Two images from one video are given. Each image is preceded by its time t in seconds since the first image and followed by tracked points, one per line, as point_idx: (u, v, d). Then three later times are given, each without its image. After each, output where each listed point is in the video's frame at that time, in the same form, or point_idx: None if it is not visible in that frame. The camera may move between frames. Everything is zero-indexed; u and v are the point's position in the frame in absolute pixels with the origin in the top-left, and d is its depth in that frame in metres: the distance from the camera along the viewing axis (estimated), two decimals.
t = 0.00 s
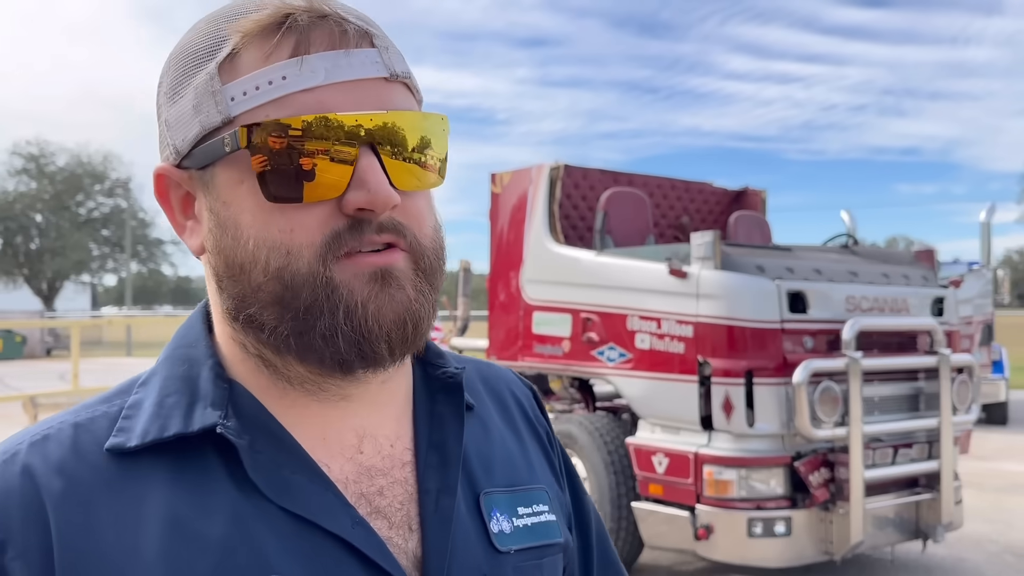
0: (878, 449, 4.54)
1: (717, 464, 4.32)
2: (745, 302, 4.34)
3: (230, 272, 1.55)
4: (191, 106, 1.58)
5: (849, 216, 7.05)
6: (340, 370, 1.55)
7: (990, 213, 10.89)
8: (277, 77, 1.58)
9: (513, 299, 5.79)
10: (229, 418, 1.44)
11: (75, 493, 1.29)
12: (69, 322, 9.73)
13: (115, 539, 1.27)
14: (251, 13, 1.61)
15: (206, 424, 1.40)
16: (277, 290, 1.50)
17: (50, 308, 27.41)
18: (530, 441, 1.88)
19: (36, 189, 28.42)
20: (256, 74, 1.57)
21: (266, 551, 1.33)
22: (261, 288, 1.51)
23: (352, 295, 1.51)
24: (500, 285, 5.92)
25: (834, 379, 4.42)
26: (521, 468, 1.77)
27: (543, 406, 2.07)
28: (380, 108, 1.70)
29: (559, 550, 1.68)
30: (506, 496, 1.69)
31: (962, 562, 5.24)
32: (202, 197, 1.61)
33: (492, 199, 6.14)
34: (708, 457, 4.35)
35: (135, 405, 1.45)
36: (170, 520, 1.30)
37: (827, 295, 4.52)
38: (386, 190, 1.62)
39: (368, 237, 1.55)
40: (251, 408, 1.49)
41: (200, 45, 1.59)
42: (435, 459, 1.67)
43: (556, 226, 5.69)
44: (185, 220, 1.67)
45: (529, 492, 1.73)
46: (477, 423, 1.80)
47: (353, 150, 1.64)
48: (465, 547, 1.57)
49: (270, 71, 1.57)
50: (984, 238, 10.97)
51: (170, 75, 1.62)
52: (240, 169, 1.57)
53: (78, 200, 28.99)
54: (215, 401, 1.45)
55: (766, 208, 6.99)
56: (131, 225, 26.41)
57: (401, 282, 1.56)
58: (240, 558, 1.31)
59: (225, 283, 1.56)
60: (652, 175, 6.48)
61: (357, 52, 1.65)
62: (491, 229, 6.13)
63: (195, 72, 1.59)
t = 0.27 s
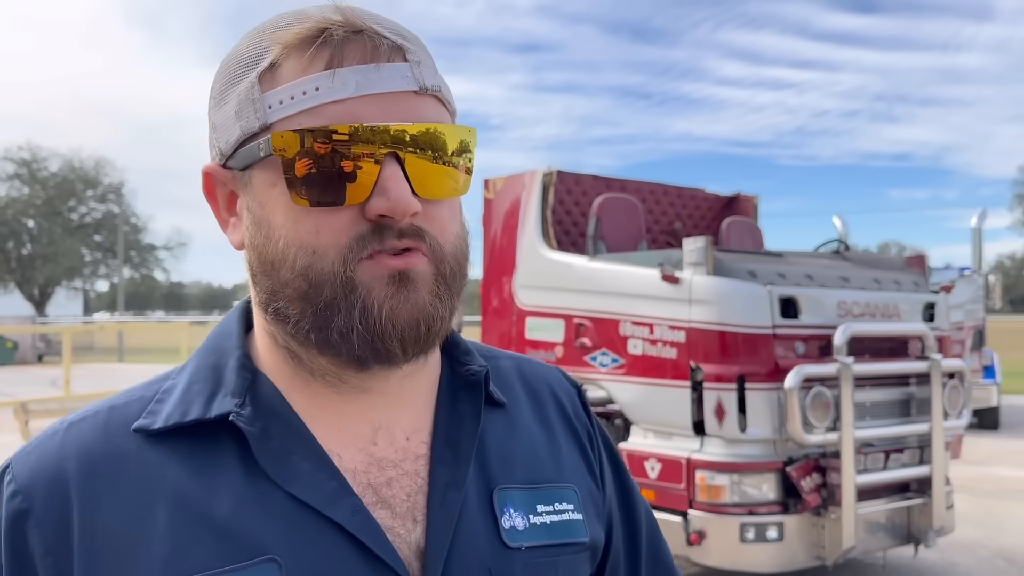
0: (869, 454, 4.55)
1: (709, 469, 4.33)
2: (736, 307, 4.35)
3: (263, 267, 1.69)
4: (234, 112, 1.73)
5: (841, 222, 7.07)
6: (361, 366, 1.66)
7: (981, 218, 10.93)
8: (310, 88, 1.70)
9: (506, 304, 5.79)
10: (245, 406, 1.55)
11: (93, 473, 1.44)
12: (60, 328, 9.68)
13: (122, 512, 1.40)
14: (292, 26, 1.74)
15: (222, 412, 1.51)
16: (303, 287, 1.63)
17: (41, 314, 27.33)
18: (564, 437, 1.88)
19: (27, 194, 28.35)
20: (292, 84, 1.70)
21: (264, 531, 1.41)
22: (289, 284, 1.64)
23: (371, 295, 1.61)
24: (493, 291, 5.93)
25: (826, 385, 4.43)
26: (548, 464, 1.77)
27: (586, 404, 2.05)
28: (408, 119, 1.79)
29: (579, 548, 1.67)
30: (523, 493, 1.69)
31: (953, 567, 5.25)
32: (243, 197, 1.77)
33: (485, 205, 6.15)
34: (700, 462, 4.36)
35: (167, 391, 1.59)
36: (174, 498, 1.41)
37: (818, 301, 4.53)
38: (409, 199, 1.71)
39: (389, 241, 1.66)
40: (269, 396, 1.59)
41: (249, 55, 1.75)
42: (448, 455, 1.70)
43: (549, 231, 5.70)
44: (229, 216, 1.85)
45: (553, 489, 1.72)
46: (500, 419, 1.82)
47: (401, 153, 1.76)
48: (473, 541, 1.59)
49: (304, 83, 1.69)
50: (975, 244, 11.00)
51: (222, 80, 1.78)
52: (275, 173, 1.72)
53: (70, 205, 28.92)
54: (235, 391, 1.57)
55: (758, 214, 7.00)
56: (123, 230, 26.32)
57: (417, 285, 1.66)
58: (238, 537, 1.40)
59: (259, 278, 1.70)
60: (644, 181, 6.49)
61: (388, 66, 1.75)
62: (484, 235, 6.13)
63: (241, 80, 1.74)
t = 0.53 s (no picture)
0: (862, 458, 4.56)
1: (703, 473, 4.34)
2: (729, 312, 4.36)
3: (264, 280, 1.79)
4: (235, 138, 1.88)
5: (834, 227, 7.09)
6: (353, 374, 1.74)
7: (974, 223, 10.96)
8: (292, 111, 1.80)
9: (500, 309, 5.79)
10: (262, 410, 1.70)
11: (125, 467, 1.60)
12: (53, 332, 9.62)
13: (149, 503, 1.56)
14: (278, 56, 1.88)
15: (239, 415, 1.66)
16: (296, 299, 1.72)
17: (34, 319, 27.23)
18: (583, 442, 1.89)
19: (20, 199, 28.25)
20: (277, 108, 1.81)
21: (274, 525, 1.54)
22: (285, 296, 1.74)
23: (354, 306, 1.69)
24: (487, 296, 5.93)
25: (819, 389, 4.44)
26: (563, 469, 1.78)
27: (611, 410, 2.05)
28: (386, 132, 1.85)
29: (589, 553, 1.68)
30: (532, 498, 1.72)
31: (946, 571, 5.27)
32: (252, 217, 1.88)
33: (479, 210, 6.17)
34: (694, 466, 4.36)
35: (196, 395, 1.75)
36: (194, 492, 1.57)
37: (811, 305, 4.55)
38: (385, 207, 1.77)
39: (371, 252, 1.72)
40: (288, 401, 1.74)
41: (246, 86, 1.89)
42: (455, 457, 1.74)
43: (542, 236, 5.71)
44: (247, 234, 1.96)
45: (565, 495, 1.74)
46: (513, 423, 1.85)
47: (418, 172, 1.82)
48: (475, 543, 1.63)
49: (286, 105, 1.80)
50: (968, 248, 11.03)
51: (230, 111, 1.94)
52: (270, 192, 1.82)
53: (63, 210, 28.87)
54: (254, 395, 1.72)
55: (752, 219, 7.02)
56: (117, 235, 26.22)
57: (401, 297, 1.72)
58: (248, 528, 1.53)
59: (263, 289, 1.80)
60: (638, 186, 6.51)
61: (362, 83, 1.82)
62: (478, 239, 6.14)
63: (239, 108, 1.88)
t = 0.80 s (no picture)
0: (857, 461, 4.58)
1: (698, 477, 4.35)
2: (725, 316, 4.37)
3: (277, 277, 1.83)
4: (251, 143, 1.91)
5: (829, 231, 7.11)
6: (356, 375, 1.76)
7: (969, 228, 10.99)
8: (303, 116, 1.83)
9: (495, 313, 5.80)
10: (273, 403, 1.71)
11: (142, 456, 1.61)
12: (49, 337, 9.61)
13: (165, 492, 1.57)
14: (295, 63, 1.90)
15: (251, 408, 1.67)
16: (303, 298, 1.75)
17: (30, 323, 27.20)
18: (585, 445, 1.89)
19: (16, 203, 28.22)
20: (290, 114, 1.84)
21: (282, 517, 1.55)
22: (293, 294, 1.77)
23: (356, 308, 1.72)
24: (483, 300, 5.94)
25: (813, 393, 4.45)
26: (563, 469, 1.78)
27: (612, 413, 2.05)
28: (390, 140, 1.85)
29: (588, 552, 1.69)
30: (532, 496, 1.72)
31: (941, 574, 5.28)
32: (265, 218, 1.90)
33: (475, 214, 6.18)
34: (689, 469, 4.37)
35: (210, 388, 1.77)
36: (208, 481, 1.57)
37: (805, 309, 4.56)
38: (387, 213, 1.77)
39: (373, 254, 1.74)
40: (300, 398, 1.75)
41: (264, 92, 1.92)
42: (458, 455, 1.75)
43: (538, 240, 5.72)
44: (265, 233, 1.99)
45: (566, 494, 1.74)
46: (515, 423, 1.86)
47: (437, 176, 1.85)
48: (476, 540, 1.63)
49: (298, 111, 1.83)
50: (963, 252, 11.06)
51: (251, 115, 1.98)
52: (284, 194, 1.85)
53: (59, 215, 28.84)
54: (267, 390, 1.73)
55: (746, 223, 7.04)
56: (112, 240, 26.19)
57: (402, 300, 1.73)
58: (258, 519, 1.54)
59: (275, 287, 1.84)
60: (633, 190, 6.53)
61: (371, 91, 1.83)
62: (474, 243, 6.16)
63: (257, 114, 1.92)
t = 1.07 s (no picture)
0: (854, 464, 4.59)
1: (695, 479, 4.35)
2: (722, 319, 4.37)
3: (278, 283, 1.84)
4: (251, 151, 1.93)
5: (826, 233, 7.12)
6: (354, 381, 1.76)
7: (965, 230, 11.01)
8: (299, 125, 1.84)
9: (493, 316, 5.81)
10: (282, 406, 1.72)
11: (153, 458, 1.61)
12: (46, 340, 9.59)
13: (177, 493, 1.57)
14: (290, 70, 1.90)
15: (261, 410, 1.68)
16: (302, 304, 1.76)
17: (27, 327, 27.20)
18: (586, 448, 1.90)
19: (13, 206, 28.21)
20: (286, 122, 1.85)
21: (292, 517, 1.56)
22: (293, 301, 1.78)
23: (354, 313, 1.72)
24: (480, 302, 5.95)
25: (810, 395, 4.47)
26: (565, 473, 1.79)
27: (612, 417, 2.06)
28: (381, 144, 1.86)
29: (590, 555, 1.69)
30: (536, 499, 1.73)
31: None
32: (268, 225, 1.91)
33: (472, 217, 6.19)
34: (686, 472, 4.38)
35: (218, 390, 1.77)
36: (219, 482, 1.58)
37: (802, 312, 4.57)
38: (383, 217, 1.78)
39: (370, 259, 1.75)
40: (307, 400, 1.75)
41: (261, 101, 1.93)
42: (463, 457, 1.75)
43: (535, 243, 5.73)
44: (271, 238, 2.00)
45: (568, 496, 1.75)
46: (518, 426, 1.86)
47: (438, 180, 1.87)
48: (480, 542, 1.64)
49: (294, 119, 1.84)
50: (960, 255, 11.08)
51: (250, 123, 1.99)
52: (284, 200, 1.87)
53: (56, 218, 28.84)
54: (275, 392, 1.74)
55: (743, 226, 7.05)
56: (110, 243, 26.18)
57: (399, 305, 1.74)
58: (270, 520, 1.55)
59: (277, 292, 1.85)
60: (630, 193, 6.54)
61: (364, 97, 1.83)
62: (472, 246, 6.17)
63: (255, 123, 1.93)
